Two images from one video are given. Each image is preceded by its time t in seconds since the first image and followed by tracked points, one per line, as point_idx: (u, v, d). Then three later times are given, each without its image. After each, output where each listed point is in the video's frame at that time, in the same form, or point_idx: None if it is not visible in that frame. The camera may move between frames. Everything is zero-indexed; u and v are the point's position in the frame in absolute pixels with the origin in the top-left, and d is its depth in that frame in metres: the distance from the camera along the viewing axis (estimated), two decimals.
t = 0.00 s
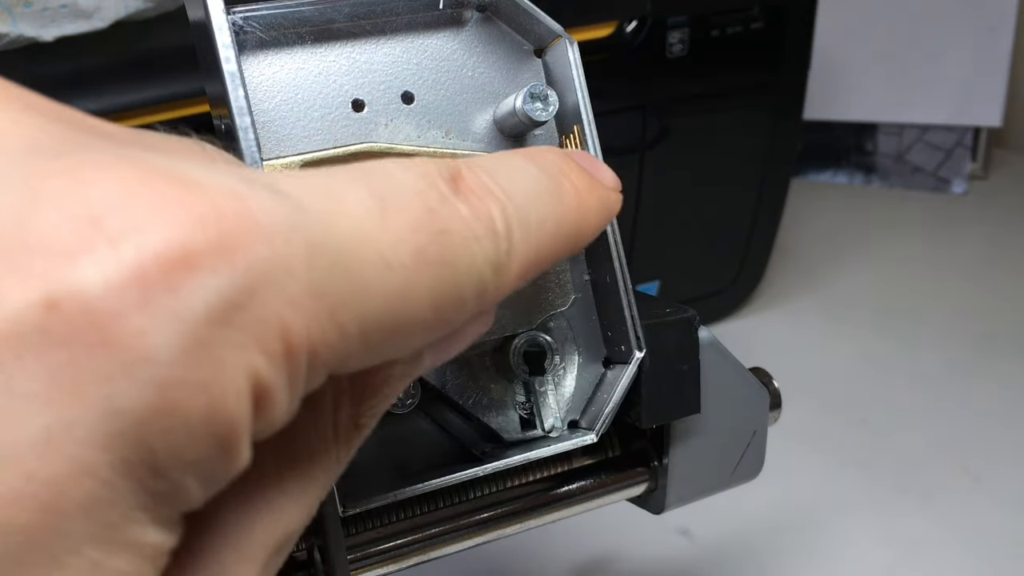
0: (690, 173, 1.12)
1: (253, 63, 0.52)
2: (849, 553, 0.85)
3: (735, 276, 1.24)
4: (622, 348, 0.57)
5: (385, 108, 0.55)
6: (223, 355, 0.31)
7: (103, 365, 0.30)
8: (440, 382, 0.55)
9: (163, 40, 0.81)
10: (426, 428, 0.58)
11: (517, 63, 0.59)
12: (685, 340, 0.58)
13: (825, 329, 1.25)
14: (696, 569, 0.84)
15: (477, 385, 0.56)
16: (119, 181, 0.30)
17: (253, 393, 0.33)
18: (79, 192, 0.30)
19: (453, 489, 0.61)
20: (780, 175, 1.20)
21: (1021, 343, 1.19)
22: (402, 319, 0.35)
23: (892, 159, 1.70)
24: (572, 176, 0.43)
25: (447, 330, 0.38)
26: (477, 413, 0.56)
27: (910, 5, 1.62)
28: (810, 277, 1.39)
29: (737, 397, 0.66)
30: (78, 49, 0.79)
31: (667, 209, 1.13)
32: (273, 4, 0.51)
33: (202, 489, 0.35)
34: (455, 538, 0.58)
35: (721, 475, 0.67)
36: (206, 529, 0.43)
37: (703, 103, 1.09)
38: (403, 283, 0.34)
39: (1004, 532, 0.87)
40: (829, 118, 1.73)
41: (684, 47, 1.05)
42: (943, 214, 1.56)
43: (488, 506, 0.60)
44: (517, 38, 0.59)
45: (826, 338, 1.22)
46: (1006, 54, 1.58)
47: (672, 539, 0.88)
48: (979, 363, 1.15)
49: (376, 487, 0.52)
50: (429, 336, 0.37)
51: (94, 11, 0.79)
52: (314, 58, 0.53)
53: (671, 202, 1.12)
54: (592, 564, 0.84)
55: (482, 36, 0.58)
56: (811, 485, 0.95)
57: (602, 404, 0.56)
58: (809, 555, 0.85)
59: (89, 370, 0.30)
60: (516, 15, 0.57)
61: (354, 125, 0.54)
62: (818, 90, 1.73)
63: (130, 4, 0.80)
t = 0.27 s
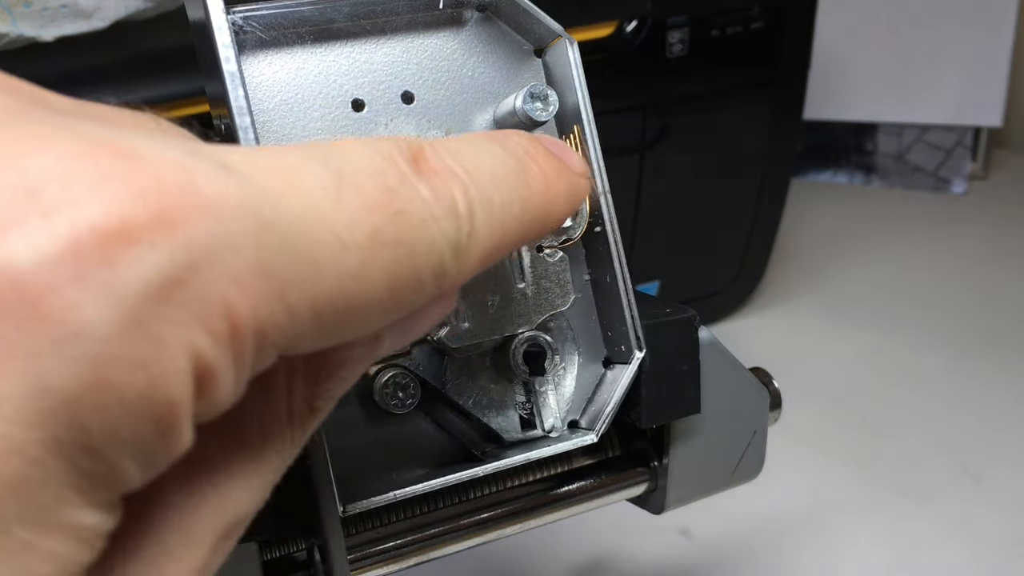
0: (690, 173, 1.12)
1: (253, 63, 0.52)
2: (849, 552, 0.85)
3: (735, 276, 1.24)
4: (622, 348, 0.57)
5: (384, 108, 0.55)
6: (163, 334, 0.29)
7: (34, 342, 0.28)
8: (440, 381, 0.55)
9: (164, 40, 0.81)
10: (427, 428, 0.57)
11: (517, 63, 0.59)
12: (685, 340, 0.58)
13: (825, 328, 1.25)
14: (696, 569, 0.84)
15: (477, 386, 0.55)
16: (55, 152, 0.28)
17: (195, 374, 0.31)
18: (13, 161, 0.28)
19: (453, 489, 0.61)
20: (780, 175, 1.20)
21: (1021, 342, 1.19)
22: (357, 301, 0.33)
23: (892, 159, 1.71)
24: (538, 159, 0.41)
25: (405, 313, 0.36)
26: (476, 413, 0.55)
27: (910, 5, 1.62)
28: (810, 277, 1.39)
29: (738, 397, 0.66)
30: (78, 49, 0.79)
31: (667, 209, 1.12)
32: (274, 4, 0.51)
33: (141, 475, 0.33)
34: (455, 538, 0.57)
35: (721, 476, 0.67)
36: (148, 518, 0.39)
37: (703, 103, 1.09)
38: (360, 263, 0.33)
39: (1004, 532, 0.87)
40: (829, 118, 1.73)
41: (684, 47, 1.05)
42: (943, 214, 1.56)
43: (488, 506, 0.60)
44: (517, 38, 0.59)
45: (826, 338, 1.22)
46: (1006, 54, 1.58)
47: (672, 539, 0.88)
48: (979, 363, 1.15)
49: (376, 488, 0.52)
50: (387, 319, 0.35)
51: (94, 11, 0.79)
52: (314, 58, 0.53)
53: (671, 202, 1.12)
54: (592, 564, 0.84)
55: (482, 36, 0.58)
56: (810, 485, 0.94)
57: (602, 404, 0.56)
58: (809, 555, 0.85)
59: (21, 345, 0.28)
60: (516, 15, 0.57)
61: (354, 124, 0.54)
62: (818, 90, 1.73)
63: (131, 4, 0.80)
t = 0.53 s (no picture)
0: (690, 173, 1.12)
1: (252, 63, 0.52)
2: (849, 552, 0.85)
3: (735, 275, 1.24)
4: (622, 348, 0.57)
5: (384, 108, 0.55)
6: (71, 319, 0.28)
7: None
8: (440, 382, 0.55)
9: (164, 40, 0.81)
10: (428, 429, 0.56)
11: (518, 63, 0.59)
12: (685, 340, 0.58)
13: (825, 329, 1.25)
14: (696, 569, 0.84)
15: (477, 386, 0.55)
16: None
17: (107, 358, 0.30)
18: None
19: (453, 489, 0.61)
20: (779, 175, 1.20)
21: (1021, 342, 1.19)
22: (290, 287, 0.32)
23: (892, 159, 1.71)
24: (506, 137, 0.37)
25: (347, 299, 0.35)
26: (476, 413, 0.55)
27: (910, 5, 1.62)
28: (810, 277, 1.39)
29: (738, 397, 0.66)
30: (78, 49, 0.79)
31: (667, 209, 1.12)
32: (274, 4, 0.51)
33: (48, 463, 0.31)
34: (456, 538, 0.57)
35: (722, 476, 0.67)
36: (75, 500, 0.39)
37: (703, 103, 1.09)
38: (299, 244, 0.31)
39: (1004, 531, 0.87)
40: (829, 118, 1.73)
41: (684, 47, 1.05)
42: (943, 214, 1.56)
43: (488, 506, 0.60)
44: (517, 38, 0.59)
45: (826, 338, 1.22)
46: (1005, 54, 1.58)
47: (672, 539, 0.87)
48: (979, 363, 1.15)
49: (377, 490, 0.53)
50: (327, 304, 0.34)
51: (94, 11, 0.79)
52: (315, 59, 0.53)
53: (672, 202, 1.12)
54: (591, 564, 0.84)
55: (482, 36, 0.58)
56: (811, 485, 0.94)
57: (602, 403, 0.56)
58: (810, 555, 0.85)
59: None
60: (516, 15, 0.57)
61: (354, 125, 0.54)
62: (818, 90, 1.73)
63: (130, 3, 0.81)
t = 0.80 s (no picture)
0: (690, 173, 1.12)
1: (252, 63, 0.52)
2: (849, 552, 0.85)
3: (736, 275, 1.24)
4: (623, 348, 0.57)
5: (384, 108, 0.55)
6: None
7: None
8: (440, 382, 0.55)
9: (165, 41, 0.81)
10: (428, 429, 0.56)
11: (517, 63, 0.59)
12: (685, 340, 0.58)
13: (826, 329, 1.25)
14: (696, 569, 0.84)
15: (477, 386, 0.55)
16: None
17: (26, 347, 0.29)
18: None
19: (453, 489, 0.61)
20: (779, 175, 1.20)
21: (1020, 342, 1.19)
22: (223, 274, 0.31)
23: (892, 159, 1.70)
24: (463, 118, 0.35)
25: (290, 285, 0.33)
26: (476, 413, 0.55)
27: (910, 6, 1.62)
28: (810, 277, 1.39)
29: (738, 397, 0.66)
30: (78, 49, 0.79)
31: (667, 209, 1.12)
32: (274, 5, 0.51)
33: None
34: (456, 538, 0.57)
35: (722, 476, 0.67)
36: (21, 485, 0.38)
37: (703, 103, 1.09)
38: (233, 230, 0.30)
39: (1004, 532, 0.87)
40: (829, 118, 1.73)
41: (684, 47, 1.05)
42: (943, 214, 1.56)
43: (488, 506, 0.60)
44: (517, 38, 0.59)
45: (826, 339, 1.22)
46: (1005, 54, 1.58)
47: (672, 540, 0.87)
48: (979, 363, 1.15)
49: (377, 490, 0.52)
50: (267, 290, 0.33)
51: (95, 11, 0.79)
52: (315, 59, 0.53)
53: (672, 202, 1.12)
54: (591, 565, 0.84)
55: (482, 36, 0.58)
56: (811, 486, 0.94)
57: (602, 403, 0.56)
58: (810, 556, 0.85)
59: None
60: (516, 15, 0.57)
61: (354, 125, 0.54)
62: (818, 91, 1.73)
63: (131, 4, 0.81)
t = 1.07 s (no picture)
0: (690, 173, 1.12)
1: (252, 63, 0.52)
2: (849, 552, 0.85)
3: (736, 275, 1.24)
4: (622, 348, 0.57)
5: (384, 108, 0.55)
6: None
7: None
8: (440, 382, 0.55)
9: (165, 40, 0.81)
10: (428, 429, 0.56)
11: (517, 63, 0.59)
12: (685, 340, 0.58)
13: (826, 329, 1.25)
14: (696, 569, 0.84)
15: (477, 386, 0.55)
16: None
17: None
18: None
19: (453, 489, 0.61)
20: (779, 175, 1.20)
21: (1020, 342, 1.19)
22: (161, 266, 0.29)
23: (892, 159, 1.70)
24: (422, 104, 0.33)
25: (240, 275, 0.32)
26: (476, 413, 0.55)
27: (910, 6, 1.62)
28: (810, 277, 1.39)
29: (738, 397, 0.66)
30: (78, 49, 0.79)
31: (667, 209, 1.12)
32: (274, 4, 0.51)
33: None
34: (456, 538, 0.57)
35: (722, 476, 0.67)
36: None
37: (703, 103, 1.09)
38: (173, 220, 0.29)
39: (1004, 532, 0.87)
40: (829, 118, 1.73)
41: (684, 47, 1.05)
42: (943, 214, 1.56)
43: (488, 506, 0.60)
44: (517, 37, 0.59)
45: (826, 339, 1.22)
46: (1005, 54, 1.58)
47: (672, 540, 0.87)
48: (979, 363, 1.15)
49: (377, 490, 0.52)
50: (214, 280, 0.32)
51: (95, 11, 0.78)
52: (315, 59, 0.53)
53: (672, 202, 1.12)
54: (591, 565, 0.84)
55: (482, 36, 0.58)
56: (811, 486, 0.94)
57: (602, 403, 0.56)
58: (809, 556, 0.85)
59: None
60: (516, 15, 0.57)
61: (354, 125, 0.54)
62: (818, 90, 1.73)
63: (131, 3, 0.80)
